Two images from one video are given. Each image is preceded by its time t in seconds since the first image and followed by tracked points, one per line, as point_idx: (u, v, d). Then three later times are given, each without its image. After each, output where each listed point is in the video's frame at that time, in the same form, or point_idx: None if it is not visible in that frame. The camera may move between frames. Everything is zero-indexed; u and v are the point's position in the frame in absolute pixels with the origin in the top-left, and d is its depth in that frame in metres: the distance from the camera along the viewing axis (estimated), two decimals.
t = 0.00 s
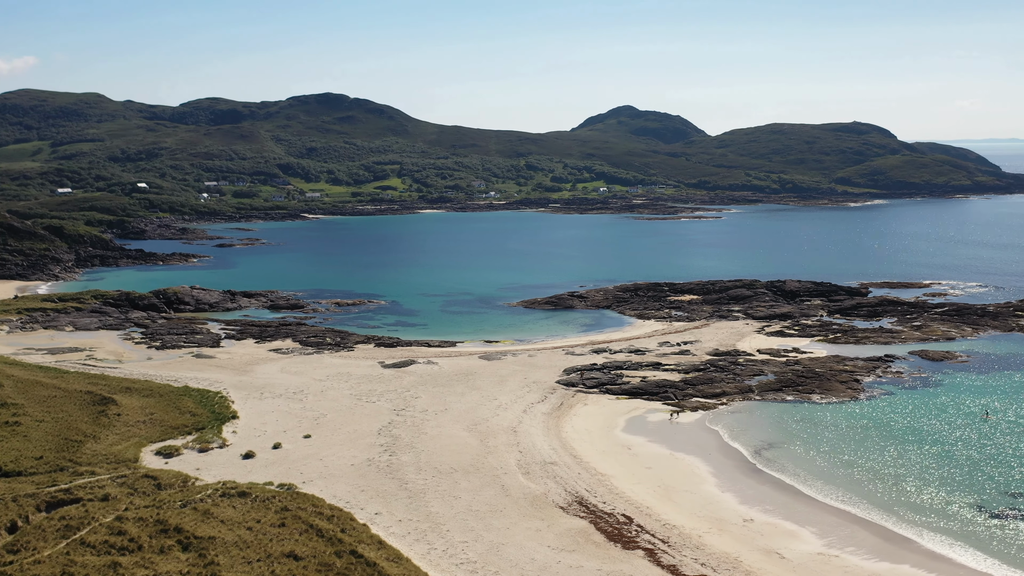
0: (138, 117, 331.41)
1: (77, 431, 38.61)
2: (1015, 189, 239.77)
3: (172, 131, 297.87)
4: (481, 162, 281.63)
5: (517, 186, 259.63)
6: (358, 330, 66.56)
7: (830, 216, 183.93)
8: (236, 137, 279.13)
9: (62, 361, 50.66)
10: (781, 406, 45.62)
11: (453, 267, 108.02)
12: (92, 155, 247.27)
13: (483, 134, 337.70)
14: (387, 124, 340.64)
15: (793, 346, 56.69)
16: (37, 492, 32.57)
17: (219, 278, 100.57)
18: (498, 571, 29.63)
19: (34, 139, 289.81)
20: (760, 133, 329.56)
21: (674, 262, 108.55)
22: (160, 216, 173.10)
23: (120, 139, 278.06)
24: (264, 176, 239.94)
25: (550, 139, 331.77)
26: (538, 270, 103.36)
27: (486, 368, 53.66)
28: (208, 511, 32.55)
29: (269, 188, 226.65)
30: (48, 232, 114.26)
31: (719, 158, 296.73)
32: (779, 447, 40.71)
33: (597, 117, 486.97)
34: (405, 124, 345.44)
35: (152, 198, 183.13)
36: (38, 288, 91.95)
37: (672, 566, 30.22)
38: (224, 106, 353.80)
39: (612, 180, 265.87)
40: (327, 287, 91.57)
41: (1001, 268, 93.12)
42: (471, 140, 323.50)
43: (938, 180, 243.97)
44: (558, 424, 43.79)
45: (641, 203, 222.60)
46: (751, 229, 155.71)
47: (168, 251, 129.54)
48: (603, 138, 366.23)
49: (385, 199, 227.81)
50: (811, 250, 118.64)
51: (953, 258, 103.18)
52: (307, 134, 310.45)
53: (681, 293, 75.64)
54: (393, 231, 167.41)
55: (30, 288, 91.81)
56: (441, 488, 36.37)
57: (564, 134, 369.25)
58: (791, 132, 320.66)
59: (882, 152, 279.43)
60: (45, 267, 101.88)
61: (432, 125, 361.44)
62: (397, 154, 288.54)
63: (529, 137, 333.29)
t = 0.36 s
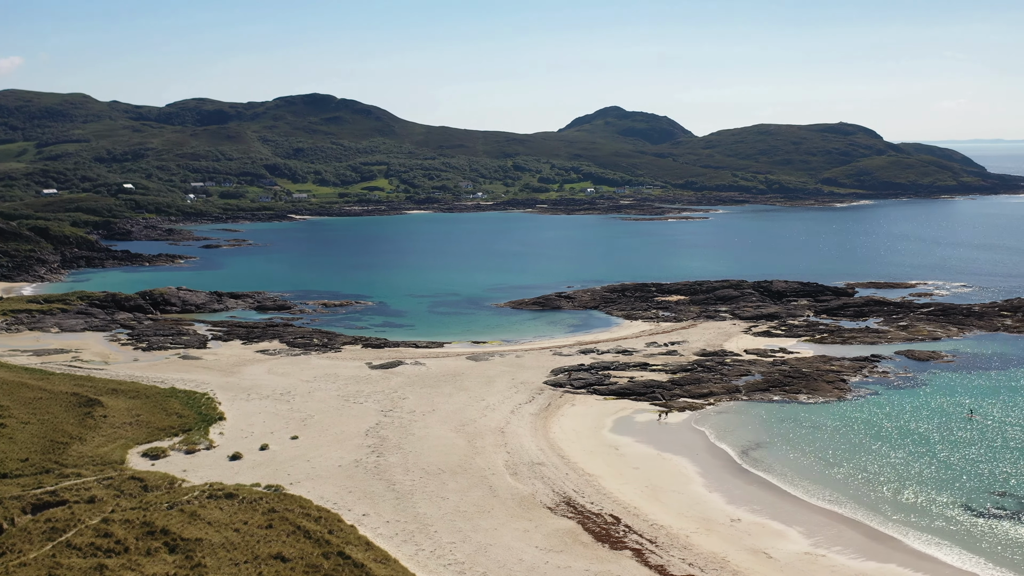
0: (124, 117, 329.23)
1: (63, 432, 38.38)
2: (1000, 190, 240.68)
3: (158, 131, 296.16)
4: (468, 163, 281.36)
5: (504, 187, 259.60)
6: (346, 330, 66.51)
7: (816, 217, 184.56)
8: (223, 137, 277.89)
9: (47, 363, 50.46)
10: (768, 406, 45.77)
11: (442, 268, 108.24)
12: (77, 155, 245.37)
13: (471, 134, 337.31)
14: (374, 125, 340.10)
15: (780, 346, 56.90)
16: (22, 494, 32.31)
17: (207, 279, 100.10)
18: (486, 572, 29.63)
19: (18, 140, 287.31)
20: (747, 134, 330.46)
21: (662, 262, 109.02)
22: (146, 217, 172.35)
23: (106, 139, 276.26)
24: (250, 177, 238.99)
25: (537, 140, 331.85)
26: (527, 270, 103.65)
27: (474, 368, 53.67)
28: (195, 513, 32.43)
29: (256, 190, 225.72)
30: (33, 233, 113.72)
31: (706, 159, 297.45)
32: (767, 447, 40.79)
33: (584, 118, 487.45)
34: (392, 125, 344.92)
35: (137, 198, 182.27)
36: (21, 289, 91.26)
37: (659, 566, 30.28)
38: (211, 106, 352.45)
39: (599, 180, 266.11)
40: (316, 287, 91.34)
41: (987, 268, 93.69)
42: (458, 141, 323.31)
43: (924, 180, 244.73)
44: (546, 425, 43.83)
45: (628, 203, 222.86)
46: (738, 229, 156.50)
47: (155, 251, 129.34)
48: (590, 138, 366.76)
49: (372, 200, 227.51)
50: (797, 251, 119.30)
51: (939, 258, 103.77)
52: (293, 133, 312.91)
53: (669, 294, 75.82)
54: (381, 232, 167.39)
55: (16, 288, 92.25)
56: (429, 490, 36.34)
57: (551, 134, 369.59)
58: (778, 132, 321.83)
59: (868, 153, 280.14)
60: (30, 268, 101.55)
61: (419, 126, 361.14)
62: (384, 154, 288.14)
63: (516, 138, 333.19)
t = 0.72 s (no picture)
0: (108, 118, 326.98)
1: (48, 434, 38.15)
2: (984, 189, 241.55)
3: (144, 131, 294.31)
4: (455, 163, 281.01)
5: (490, 187, 259.45)
6: (332, 331, 66.41)
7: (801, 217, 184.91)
8: (209, 137, 276.49)
9: (30, 364, 50.25)
10: (754, 406, 45.90)
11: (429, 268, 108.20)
12: (62, 155, 243.50)
13: (458, 134, 337.03)
14: (361, 125, 339.36)
15: (766, 346, 57.05)
16: (6, 497, 32.09)
17: (194, 279, 99.53)
18: (473, 572, 29.62)
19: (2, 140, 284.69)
20: (733, 134, 331.23)
21: (648, 262, 109.27)
22: (132, 217, 171.44)
23: (91, 140, 274.47)
24: (236, 177, 237.85)
25: (524, 140, 331.63)
26: (514, 271, 103.75)
27: (461, 369, 53.66)
28: (181, 514, 32.33)
29: (242, 190, 224.81)
30: (17, 234, 112.90)
31: (692, 159, 298.03)
32: (754, 446, 40.91)
33: (569, 118, 487.35)
34: (379, 125, 344.25)
35: (122, 199, 181.11)
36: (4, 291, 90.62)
37: (646, 566, 30.32)
38: (196, 107, 350.79)
39: (585, 180, 266.22)
40: (304, 288, 91.09)
41: (971, 268, 93.92)
42: (444, 141, 322.94)
43: (909, 180, 245.72)
44: (533, 425, 43.83)
45: (615, 203, 223.05)
46: (725, 229, 157.04)
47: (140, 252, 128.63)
48: (576, 138, 366.72)
49: (359, 201, 227.07)
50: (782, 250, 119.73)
51: (924, 258, 103.97)
52: (279, 133, 310.90)
53: (656, 294, 75.95)
54: (367, 232, 167.17)
55: None
56: (417, 490, 36.30)
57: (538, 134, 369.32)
58: (763, 132, 322.89)
59: (853, 153, 281.02)
60: (14, 269, 100.81)
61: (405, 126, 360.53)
62: (371, 154, 287.60)
63: (503, 138, 332.93)
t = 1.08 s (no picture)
0: (93, 118, 324.80)
1: (33, 435, 37.93)
2: (968, 189, 242.76)
3: (129, 131, 292.43)
4: (441, 163, 280.64)
5: (477, 188, 259.22)
6: (318, 332, 66.33)
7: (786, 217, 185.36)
8: (195, 138, 275.21)
9: (14, 366, 50.07)
10: (740, 405, 46.07)
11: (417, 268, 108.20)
12: (46, 155, 241.74)
13: (445, 134, 336.70)
14: (347, 125, 338.56)
15: (752, 346, 57.25)
16: None
17: (179, 281, 99.04)
18: (459, 573, 29.61)
19: None
20: (719, 134, 331.99)
21: (634, 263, 109.50)
22: (117, 217, 170.56)
23: (76, 140, 272.78)
24: (222, 177, 236.88)
25: (510, 141, 331.34)
26: (501, 271, 103.80)
27: (447, 369, 53.66)
28: (166, 515, 32.23)
29: (227, 190, 223.93)
30: None
31: (678, 159, 298.49)
32: (741, 445, 41.03)
33: (555, 118, 487.11)
34: (365, 125, 343.60)
35: (107, 199, 180.11)
36: None
37: (633, 566, 30.35)
38: (181, 107, 348.97)
39: (572, 181, 266.26)
40: (291, 288, 90.86)
41: (954, 268, 94.29)
42: (431, 141, 322.47)
43: (894, 180, 246.79)
44: (520, 425, 43.88)
45: (601, 204, 223.18)
46: (711, 229, 157.54)
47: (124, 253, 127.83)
48: (562, 138, 366.75)
49: (345, 201, 226.65)
50: (767, 250, 120.12)
51: (907, 258, 104.30)
52: (265, 133, 309.46)
53: (642, 294, 76.15)
54: (353, 233, 166.91)
55: None
56: (403, 491, 36.27)
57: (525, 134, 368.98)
58: (749, 132, 323.87)
59: (838, 154, 282.06)
60: None
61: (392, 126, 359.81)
62: (357, 154, 286.99)
63: (489, 138, 332.63)
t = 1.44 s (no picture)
0: (77, 118, 322.59)
1: (17, 437, 37.66)
2: (953, 189, 243.69)
3: (113, 131, 290.54)
4: (427, 164, 280.16)
5: (463, 188, 258.90)
6: (304, 332, 66.23)
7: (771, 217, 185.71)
8: (180, 138, 273.83)
9: None
10: (726, 405, 46.19)
11: (403, 269, 107.89)
12: (30, 156, 239.97)
13: (432, 134, 336.43)
14: (333, 125, 337.61)
15: (738, 346, 57.39)
16: None
17: (164, 282, 98.66)
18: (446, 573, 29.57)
19: None
20: (705, 135, 332.40)
21: (621, 263, 109.56)
22: (101, 218, 169.75)
23: (60, 140, 270.93)
24: (208, 178, 235.89)
25: (496, 141, 330.97)
26: (488, 271, 103.72)
27: (434, 369, 53.60)
28: (152, 517, 32.04)
29: (213, 191, 223.04)
30: None
31: (664, 160, 298.72)
32: (727, 445, 41.13)
33: (541, 118, 486.49)
34: (351, 125, 342.61)
35: (92, 200, 179.13)
36: None
37: (619, 566, 30.39)
38: (166, 107, 347.06)
39: (558, 181, 266.25)
40: (278, 289, 90.72)
41: (937, 268, 94.71)
42: (417, 141, 321.87)
43: (879, 181, 247.85)
44: (506, 426, 43.87)
45: (587, 204, 223.19)
46: (695, 230, 157.74)
47: (108, 254, 127.13)
48: (548, 139, 366.55)
49: (331, 202, 226.17)
50: (751, 251, 120.35)
51: (891, 258, 104.74)
52: (250, 134, 308.16)
53: (628, 294, 76.24)
54: (338, 233, 166.49)
55: None
56: (389, 491, 36.26)
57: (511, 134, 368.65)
58: (735, 133, 324.52)
59: (823, 154, 283.14)
60: None
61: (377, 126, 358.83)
62: (343, 155, 286.35)
63: (476, 138, 332.24)
